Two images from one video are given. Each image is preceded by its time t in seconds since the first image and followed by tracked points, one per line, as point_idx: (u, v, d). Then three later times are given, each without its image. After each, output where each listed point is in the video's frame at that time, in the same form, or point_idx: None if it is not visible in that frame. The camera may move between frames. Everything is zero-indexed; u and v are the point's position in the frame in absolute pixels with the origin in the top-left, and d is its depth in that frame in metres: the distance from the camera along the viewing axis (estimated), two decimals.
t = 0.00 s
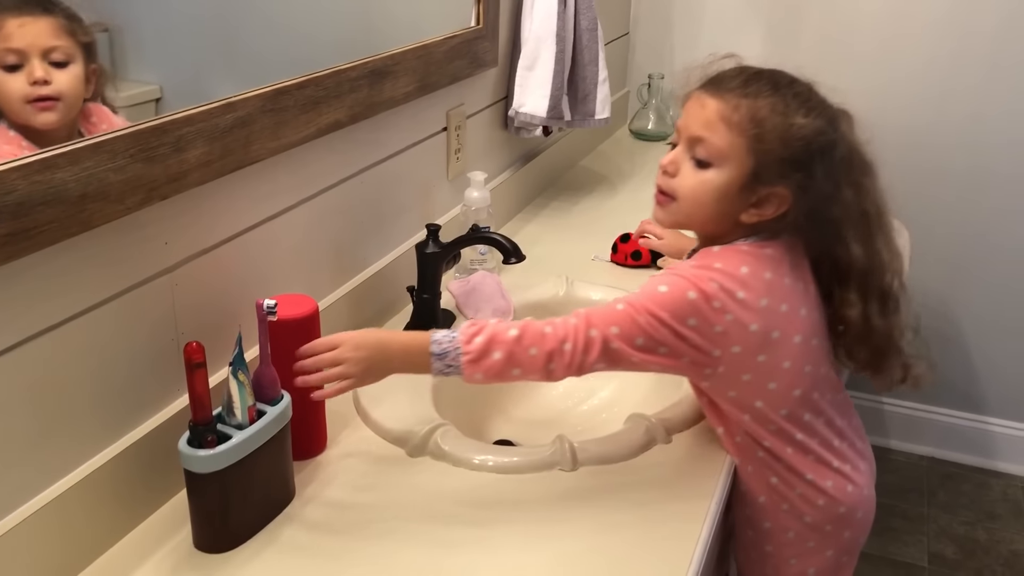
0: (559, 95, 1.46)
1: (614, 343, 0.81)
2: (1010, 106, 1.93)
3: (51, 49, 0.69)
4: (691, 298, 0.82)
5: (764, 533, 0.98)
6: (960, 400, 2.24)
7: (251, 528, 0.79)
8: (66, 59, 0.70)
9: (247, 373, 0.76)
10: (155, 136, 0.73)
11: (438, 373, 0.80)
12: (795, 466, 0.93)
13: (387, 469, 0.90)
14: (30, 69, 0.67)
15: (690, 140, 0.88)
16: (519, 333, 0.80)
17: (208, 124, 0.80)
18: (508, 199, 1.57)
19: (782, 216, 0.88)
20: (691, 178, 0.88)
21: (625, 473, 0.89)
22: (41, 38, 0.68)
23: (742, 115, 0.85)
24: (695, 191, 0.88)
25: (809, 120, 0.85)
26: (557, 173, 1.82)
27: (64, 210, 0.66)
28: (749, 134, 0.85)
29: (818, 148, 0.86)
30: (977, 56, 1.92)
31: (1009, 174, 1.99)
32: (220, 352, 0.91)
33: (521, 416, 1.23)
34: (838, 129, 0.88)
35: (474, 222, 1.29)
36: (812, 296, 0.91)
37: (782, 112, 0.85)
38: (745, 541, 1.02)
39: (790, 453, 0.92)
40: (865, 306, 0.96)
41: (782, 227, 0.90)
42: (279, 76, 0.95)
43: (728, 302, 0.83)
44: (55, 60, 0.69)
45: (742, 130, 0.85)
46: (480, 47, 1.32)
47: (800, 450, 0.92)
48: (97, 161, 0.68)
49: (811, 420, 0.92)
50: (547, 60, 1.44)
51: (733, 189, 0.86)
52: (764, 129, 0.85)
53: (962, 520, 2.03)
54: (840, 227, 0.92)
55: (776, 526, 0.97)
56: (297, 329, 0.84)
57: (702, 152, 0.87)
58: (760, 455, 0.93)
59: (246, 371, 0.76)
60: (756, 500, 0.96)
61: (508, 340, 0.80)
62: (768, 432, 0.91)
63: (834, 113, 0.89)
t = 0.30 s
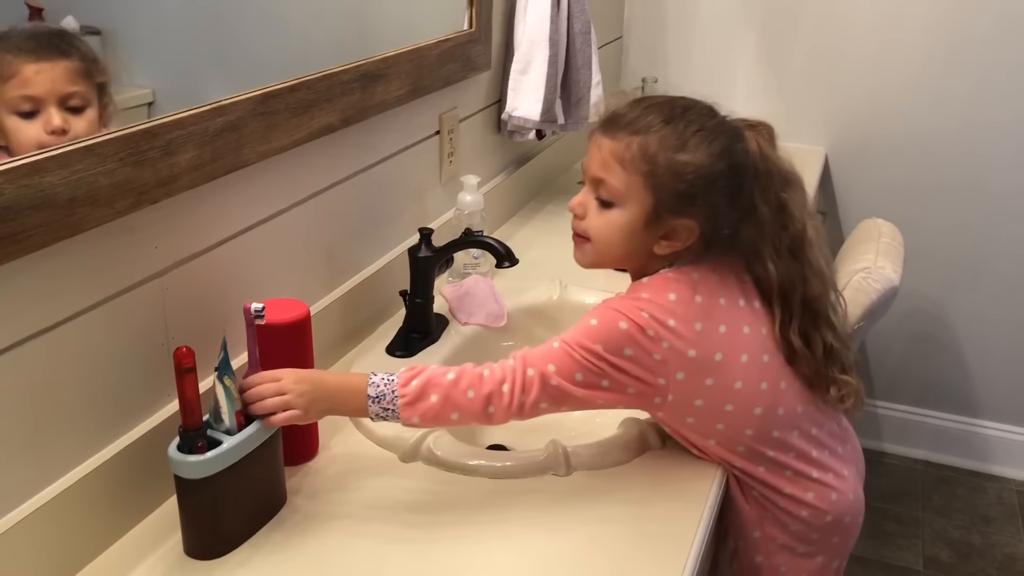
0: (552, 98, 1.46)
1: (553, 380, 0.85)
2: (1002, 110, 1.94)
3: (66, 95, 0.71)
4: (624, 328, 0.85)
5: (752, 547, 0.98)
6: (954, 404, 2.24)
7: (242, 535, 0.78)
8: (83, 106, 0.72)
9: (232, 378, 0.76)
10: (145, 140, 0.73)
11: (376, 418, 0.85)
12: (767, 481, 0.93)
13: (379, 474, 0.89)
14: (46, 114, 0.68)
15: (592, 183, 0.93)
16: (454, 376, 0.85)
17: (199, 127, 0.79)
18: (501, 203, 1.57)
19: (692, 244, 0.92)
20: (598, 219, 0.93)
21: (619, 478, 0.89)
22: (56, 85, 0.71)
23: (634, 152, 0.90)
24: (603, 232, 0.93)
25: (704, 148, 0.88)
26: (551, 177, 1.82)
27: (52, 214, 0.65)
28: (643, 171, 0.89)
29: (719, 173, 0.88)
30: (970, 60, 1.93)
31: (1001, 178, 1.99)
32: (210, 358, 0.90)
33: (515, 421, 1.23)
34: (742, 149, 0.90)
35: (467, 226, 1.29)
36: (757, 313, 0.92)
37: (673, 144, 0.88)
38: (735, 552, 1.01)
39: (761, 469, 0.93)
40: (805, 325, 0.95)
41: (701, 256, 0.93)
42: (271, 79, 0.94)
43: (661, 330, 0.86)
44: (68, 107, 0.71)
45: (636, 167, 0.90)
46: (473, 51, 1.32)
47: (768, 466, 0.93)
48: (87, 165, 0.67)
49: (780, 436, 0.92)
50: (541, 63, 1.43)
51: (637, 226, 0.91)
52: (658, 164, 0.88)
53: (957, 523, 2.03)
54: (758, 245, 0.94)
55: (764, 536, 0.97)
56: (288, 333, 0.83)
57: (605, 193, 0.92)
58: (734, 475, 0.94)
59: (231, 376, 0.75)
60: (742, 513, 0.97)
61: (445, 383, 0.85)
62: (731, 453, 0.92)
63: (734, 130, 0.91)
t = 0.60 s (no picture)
0: (550, 102, 1.46)
1: (559, 368, 0.84)
2: (999, 114, 1.94)
3: (73, 103, 0.71)
4: (627, 324, 0.85)
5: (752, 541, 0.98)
6: (951, 407, 2.25)
7: (240, 538, 0.78)
8: (90, 113, 0.72)
9: (235, 382, 0.75)
10: (142, 143, 0.73)
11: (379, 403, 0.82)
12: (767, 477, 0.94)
13: (377, 478, 0.89)
14: (51, 121, 0.68)
15: (588, 191, 0.93)
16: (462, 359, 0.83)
17: (196, 130, 0.79)
18: (499, 207, 1.57)
19: (692, 250, 0.92)
20: (595, 227, 0.93)
21: (618, 481, 0.89)
22: (64, 93, 0.71)
23: (628, 159, 0.89)
24: (601, 239, 0.93)
25: (696, 154, 0.88)
26: (549, 180, 1.82)
27: (49, 218, 0.65)
28: (639, 178, 0.89)
29: (712, 178, 0.88)
30: (966, 64, 1.93)
31: (996, 182, 2.00)
32: (208, 361, 0.90)
33: (513, 425, 1.22)
34: (735, 153, 0.91)
35: (465, 229, 1.29)
36: (757, 313, 0.93)
37: (666, 150, 0.88)
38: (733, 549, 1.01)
39: (762, 465, 0.93)
40: (805, 325, 0.96)
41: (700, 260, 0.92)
42: (268, 83, 0.94)
43: (665, 327, 0.86)
44: (75, 116, 0.70)
45: (631, 174, 0.89)
46: (470, 54, 1.32)
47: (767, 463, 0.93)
48: (84, 168, 0.67)
49: (779, 433, 0.92)
50: (539, 67, 1.44)
51: (635, 232, 0.91)
52: (651, 171, 0.88)
53: (953, 527, 2.03)
54: (756, 246, 0.94)
55: (763, 531, 0.97)
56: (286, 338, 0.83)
57: (601, 200, 0.92)
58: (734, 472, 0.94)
59: (233, 380, 0.75)
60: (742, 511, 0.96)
61: (450, 367, 0.83)
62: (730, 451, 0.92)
63: (727, 134, 0.91)
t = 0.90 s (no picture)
0: (549, 105, 1.47)
1: (636, 355, 0.78)
2: (998, 117, 1.95)
3: (88, 84, 0.74)
4: (696, 300, 0.82)
5: (754, 544, 0.98)
6: (950, 410, 2.25)
7: (239, 541, 0.78)
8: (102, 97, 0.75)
9: (235, 384, 0.76)
10: (143, 146, 0.73)
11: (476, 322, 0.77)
12: (778, 476, 0.93)
13: (376, 480, 0.89)
14: (66, 100, 0.71)
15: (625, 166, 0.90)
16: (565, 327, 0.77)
17: (196, 133, 0.79)
18: (498, 209, 1.57)
19: (731, 207, 0.89)
20: (636, 199, 0.89)
21: (617, 484, 0.89)
22: (78, 74, 0.74)
23: (657, 126, 0.87)
24: (644, 210, 0.88)
25: (723, 111, 0.86)
26: (548, 183, 1.82)
27: (49, 220, 0.65)
28: (670, 142, 0.87)
29: (742, 132, 0.86)
30: (965, 68, 1.94)
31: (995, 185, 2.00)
32: (207, 364, 0.90)
33: (511, 427, 1.23)
34: (764, 110, 0.89)
35: (465, 232, 1.29)
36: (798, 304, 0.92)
37: (688, 112, 0.87)
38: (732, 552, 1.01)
39: (779, 464, 0.93)
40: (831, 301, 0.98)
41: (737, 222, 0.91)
42: (268, 86, 0.94)
43: (728, 305, 0.84)
44: (88, 96, 0.73)
45: (661, 140, 0.87)
46: (471, 57, 1.32)
47: (784, 459, 0.93)
48: (84, 170, 0.67)
49: (801, 429, 0.92)
50: (538, 70, 1.44)
51: (676, 197, 0.87)
52: (681, 133, 0.86)
53: (952, 530, 2.04)
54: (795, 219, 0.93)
55: (766, 536, 0.97)
56: (285, 340, 0.83)
57: (637, 172, 0.89)
58: (752, 468, 0.93)
59: (234, 382, 0.75)
60: (747, 512, 0.96)
61: (551, 338, 0.76)
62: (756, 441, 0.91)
63: (751, 93, 0.89)
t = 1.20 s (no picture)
0: (547, 106, 1.47)
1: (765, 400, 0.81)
2: (996, 118, 1.95)
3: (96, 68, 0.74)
4: (813, 314, 0.83)
5: (769, 549, 1.00)
6: (948, 412, 2.25)
7: (234, 541, 0.78)
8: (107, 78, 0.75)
9: (231, 385, 0.76)
10: (139, 146, 0.73)
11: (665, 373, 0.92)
12: (820, 473, 0.96)
13: (372, 482, 0.89)
14: (73, 83, 0.71)
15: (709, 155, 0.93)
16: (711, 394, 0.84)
17: (193, 134, 0.79)
18: (496, 210, 1.57)
19: (812, 188, 0.87)
20: (720, 186, 0.92)
21: (614, 485, 0.89)
22: (89, 57, 0.74)
23: (729, 114, 0.89)
24: (727, 197, 0.91)
25: (788, 92, 0.85)
26: (546, 184, 1.82)
27: (44, 220, 0.65)
28: (741, 129, 0.88)
29: (809, 112, 0.84)
30: (962, 69, 1.94)
31: (992, 186, 2.01)
32: (203, 364, 0.90)
33: (509, 429, 1.22)
34: (842, 84, 0.85)
35: (462, 233, 1.29)
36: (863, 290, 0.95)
37: (755, 96, 0.87)
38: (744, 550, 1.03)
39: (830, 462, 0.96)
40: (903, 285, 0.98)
41: (820, 202, 0.88)
42: (265, 86, 0.94)
43: (846, 300, 0.85)
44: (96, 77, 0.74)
45: (733, 127, 0.89)
46: (469, 58, 1.32)
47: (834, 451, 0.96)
48: (80, 171, 0.67)
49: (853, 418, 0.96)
50: (536, 71, 1.44)
51: (750, 181, 0.88)
52: (749, 121, 0.87)
53: (949, 531, 2.04)
54: (881, 202, 0.90)
55: (784, 538, 0.99)
56: (282, 340, 0.83)
57: (717, 160, 0.92)
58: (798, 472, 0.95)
59: (229, 383, 0.75)
60: (771, 514, 0.98)
61: (703, 402, 0.84)
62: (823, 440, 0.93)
63: (831, 68, 0.86)
